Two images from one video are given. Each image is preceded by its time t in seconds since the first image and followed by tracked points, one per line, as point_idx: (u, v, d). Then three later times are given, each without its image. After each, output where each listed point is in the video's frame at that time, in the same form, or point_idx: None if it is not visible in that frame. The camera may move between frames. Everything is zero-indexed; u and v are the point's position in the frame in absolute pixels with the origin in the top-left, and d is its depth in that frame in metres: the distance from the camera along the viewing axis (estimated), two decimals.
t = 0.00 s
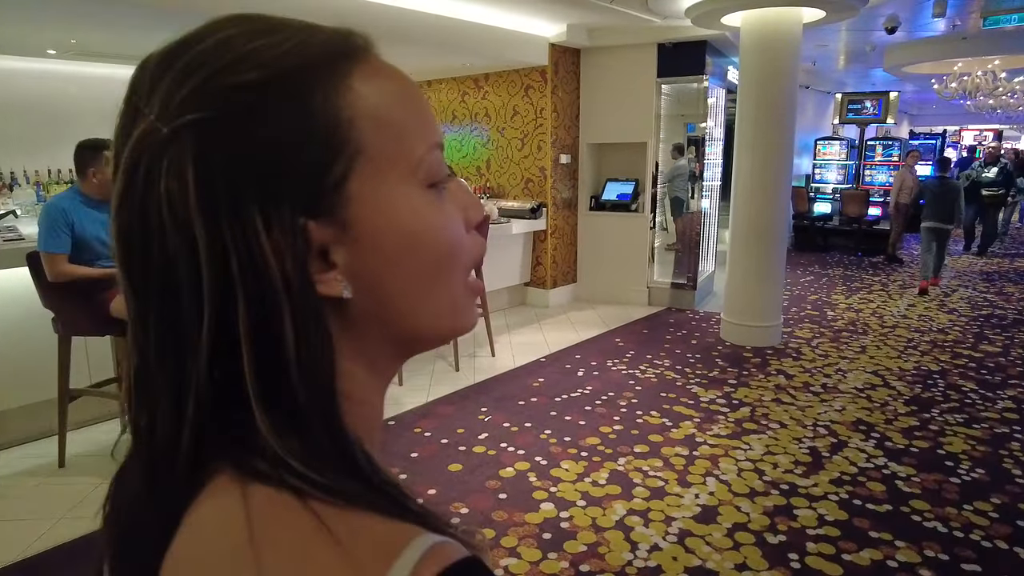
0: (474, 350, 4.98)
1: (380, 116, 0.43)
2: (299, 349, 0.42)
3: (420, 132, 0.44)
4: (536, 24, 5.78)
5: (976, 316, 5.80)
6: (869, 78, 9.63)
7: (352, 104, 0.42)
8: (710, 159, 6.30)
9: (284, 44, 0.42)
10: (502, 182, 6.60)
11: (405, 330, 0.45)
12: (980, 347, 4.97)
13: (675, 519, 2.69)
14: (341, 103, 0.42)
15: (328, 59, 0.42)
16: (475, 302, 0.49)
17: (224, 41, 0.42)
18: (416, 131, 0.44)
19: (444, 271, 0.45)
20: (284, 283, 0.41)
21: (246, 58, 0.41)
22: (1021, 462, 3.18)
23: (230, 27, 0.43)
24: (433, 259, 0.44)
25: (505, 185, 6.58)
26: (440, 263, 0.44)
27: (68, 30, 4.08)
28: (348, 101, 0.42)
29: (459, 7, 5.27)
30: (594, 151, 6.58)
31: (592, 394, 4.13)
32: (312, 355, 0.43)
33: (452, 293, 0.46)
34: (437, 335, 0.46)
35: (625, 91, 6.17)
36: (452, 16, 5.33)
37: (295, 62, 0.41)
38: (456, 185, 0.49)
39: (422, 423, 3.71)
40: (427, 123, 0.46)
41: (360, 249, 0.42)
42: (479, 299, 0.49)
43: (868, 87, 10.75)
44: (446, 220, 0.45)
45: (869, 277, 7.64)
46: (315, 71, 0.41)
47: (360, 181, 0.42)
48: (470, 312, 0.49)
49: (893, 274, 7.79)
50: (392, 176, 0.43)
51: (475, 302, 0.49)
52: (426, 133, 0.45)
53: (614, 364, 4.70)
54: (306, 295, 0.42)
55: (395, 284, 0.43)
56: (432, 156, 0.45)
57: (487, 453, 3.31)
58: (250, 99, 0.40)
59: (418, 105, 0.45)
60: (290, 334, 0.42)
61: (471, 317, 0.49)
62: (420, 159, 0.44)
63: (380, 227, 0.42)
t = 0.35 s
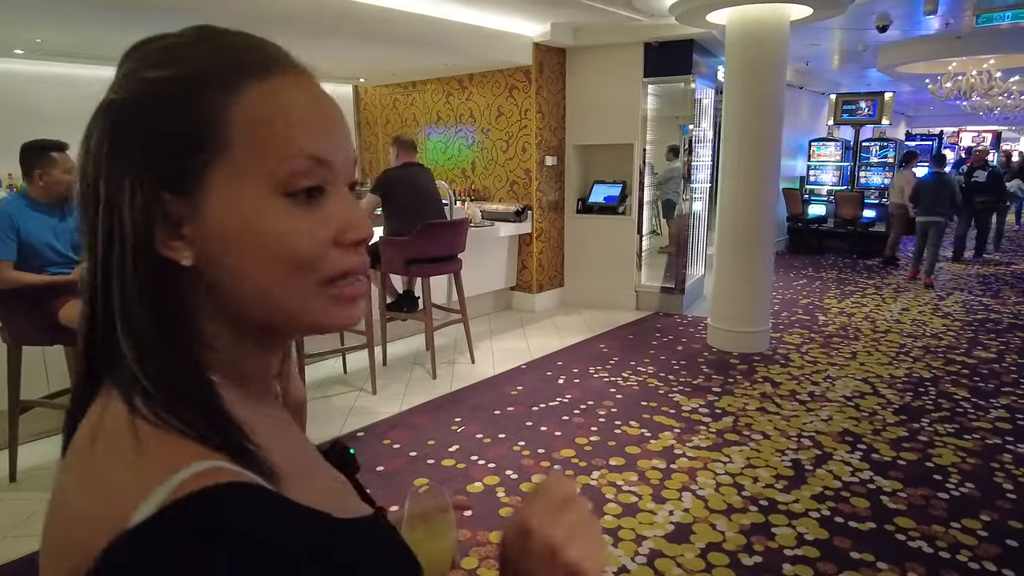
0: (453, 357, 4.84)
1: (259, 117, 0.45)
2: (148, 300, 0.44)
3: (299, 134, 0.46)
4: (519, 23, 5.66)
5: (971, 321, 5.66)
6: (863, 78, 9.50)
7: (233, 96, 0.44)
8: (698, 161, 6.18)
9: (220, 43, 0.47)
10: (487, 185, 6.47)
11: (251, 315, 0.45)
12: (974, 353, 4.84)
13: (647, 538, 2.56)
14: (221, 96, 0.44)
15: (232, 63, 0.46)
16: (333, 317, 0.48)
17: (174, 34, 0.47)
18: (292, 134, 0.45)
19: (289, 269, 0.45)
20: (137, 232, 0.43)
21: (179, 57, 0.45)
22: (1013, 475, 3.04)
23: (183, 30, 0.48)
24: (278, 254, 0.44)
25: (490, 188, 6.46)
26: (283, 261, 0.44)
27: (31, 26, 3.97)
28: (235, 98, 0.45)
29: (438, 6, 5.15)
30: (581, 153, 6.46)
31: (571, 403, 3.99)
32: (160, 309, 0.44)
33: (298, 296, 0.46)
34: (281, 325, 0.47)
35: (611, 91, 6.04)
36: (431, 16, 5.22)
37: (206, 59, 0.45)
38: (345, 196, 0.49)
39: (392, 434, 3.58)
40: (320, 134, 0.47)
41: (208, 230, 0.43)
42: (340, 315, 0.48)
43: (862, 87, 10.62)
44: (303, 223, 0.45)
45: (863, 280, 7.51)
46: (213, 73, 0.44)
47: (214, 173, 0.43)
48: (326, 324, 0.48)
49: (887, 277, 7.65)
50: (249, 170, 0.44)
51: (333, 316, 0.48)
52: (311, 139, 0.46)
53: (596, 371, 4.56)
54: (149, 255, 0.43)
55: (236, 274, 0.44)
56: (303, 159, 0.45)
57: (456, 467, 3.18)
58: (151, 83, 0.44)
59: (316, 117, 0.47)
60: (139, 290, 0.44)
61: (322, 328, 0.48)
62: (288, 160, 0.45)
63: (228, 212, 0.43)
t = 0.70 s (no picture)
0: (436, 362, 4.73)
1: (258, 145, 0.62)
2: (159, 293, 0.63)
3: (289, 162, 0.63)
4: (507, 21, 5.55)
5: (971, 324, 5.52)
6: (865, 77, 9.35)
7: (237, 126, 0.62)
8: (693, 162, 6.05)
9: (247, 75, 0.65)
10: (478, 186, 6.35)
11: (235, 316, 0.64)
12: (973, 358, 4.70)
13: (619, 555, 2.44)
14: (227, 126, 0.62)
15: (248, 92, 0.63)
16: (304, 324, 0.65)
17: (209, 57, 0.65)
18: (283, 162, 0.62)
19: (264, 277, 0.62)
20: (142, 222, 0.62)
21: (188, 74, 0.63)
22: (1009, 489, 2.91)
23: (213, 55, 0.66)
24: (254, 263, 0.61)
25: (480, 189, 6.33)
26: (261, 270, 0.62)
27: None
28: (236, 130, 0.62)
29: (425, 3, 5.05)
30: (573, 153, 6.34)
31: (553, 410, 3.87)
32: (168, 303, 0.64)
33: (269, 299, 0.63)
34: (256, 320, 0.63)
35: (603, 90, 5.92)
36: (417, 13, 5.12)
37: (226, 86, 0.63)
38: (329, 223, 0.66)
39: (366, 443, 3.46)
40: (303, 166, 0.63)
41: (200, 240, 0.61)
42: (308, 321, 0.65)
43: (864, 87, 10.45)
44: (280, 239, 0.62)
45: (863, 283, 7.35)
46: (233, 94, 0.63)
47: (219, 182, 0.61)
48: (297, 330, 0.65)
49: (888, 279, 7.48)
50: (241, 189, 0.61)
51: (305, 321, 0.65)
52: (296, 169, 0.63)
53: (582, 377, 4.44)
54: (163, 258, 0.62)
55: (222, 271, 0.61)
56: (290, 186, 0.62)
57: (428, 478, 3.07)
58: (177, 102, 0.62)
59: (306, 151, 0.64)
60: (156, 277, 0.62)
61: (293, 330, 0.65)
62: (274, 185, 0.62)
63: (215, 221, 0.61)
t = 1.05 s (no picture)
0: (412, 370, 4.55)
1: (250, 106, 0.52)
2: (144, 307, 0.55)
3: (283, 122, 0.53)
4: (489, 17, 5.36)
5: (971, 331, 5.31)
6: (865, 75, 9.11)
7: (220, 81, 0.53)
8: (686, 163, 5.85)
9: (221, 30, 0.55)
10: (462, 187, 6.16)
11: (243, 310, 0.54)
12: (972, 367, 4.49)
13: None
14: (207, 84, 0.52)
15: (218, 46, 0.54)
16: (328, 310, 0.55)
17: (169, 19, 0.56)
18: (276, 119, 0.53)
19: (277, 261, 0.52)
20: (117, 214, 0.53)
21: (152, 34, 0.54)
22: (1007, 512, 2.71)
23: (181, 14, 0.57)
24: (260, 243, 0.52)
25: (464, 191, 6.16)
26: (270, 252, 0.52)
27: None
28: (218, 85, 0.53)
29: None
30: (560, 153, 6.15)
31: (527, 423, 3.69)
32: (159, 305, 0.55)
33: (289, 285, 0.53)
34: (269, 311, 0.54)
35: (590, 88, 5.74)
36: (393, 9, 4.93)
37: (204, 41, 0.54)
38: (340, 189, 0.56)
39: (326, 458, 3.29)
40: (309, 120, 0.54)
41: (192, 225, 0.51)
42: (334, 304, 0.55)
43: (864, 86, 10.24)
44: (287, 212, 0.52)
45: (861, 287, 7.14)
46: (200, 49, 0.53)
47: (206, 153, 0.51)
48: (319, 319, 0.55)
49: (887, 283, 7.27)
50: (236, 158, 0.52)
51: (328, 308, 0.55)
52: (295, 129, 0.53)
53: (562, 387, 4.24)
54: (150, 255, 0.53)
55: (222, 258, 0.52)
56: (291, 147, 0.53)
57: (387, 497, 2.90)
58: (143, 65, 0.53)
59: (306, 105, 0.54)
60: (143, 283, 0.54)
61: (314, 319, 0.55)
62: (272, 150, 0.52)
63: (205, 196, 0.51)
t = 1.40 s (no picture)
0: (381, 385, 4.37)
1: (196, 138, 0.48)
2: (99, 379, 0.50)
3: (230, 152, 0.49)
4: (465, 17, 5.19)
5: (965, 342, 5.13)
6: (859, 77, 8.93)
7: (157, 120, 0.49)
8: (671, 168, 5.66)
9: (157, 68, 0.51)
10: (442, 193, 5.98)
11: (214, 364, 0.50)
12: (964, 380, 4.31)
13: None
14: (146, 126, 0.48)
15: (150, 83, 0.50)
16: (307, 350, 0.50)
17: (100, 63, 0.52)
18: (222, 149, 0.49)
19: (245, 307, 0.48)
20: (64, 282, 0.48)
21: (78, 81, 0.50)
22: (997, 544, 2.53)
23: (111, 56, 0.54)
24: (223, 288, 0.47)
25: (443, 197, 5.98)
26: (235, 298, 0.48)
27: None
28: (155, 124, 0.49)
29: None
30: (542, 157, 5.98)
31: (495, 442, 3.51)
32: (119, 370, 0.51)
33: (261, 333, 0.49)
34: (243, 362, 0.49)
35: (572, 91, 5.56)
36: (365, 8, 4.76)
37: (139, 79, 0.50)
38: (306, 218, 0.52)
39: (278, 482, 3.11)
40: (261, 146, 0.50)
41: (150, 280, 0.47)
42: (316, 342, 0.50)
43: (858, 88, 10.05)
44: (253, 252, 0.48)
45: (853, 293, 6.96)
46: (133, 87, 0.50)
47: (154, 201, 0.47)
48: (299, 364, 0.51)
49: (880, 290, 7.09)
50: (189, 200, 0.48)
51: (310, 348, 0.50)
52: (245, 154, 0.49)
53: (535, 403, 4.05)
54: (104, 320, 0.49)
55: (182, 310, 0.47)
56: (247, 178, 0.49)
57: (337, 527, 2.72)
58: (76, 113, 0.49)
59: (254, 132, 0.50)
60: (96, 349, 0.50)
61: (294, 364, 0.50)
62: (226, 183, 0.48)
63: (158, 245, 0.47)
